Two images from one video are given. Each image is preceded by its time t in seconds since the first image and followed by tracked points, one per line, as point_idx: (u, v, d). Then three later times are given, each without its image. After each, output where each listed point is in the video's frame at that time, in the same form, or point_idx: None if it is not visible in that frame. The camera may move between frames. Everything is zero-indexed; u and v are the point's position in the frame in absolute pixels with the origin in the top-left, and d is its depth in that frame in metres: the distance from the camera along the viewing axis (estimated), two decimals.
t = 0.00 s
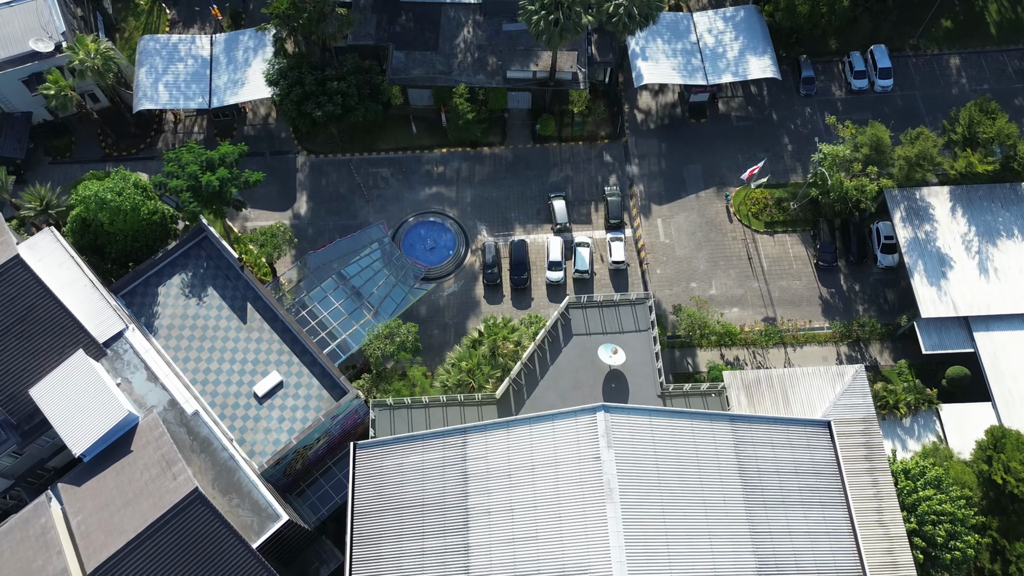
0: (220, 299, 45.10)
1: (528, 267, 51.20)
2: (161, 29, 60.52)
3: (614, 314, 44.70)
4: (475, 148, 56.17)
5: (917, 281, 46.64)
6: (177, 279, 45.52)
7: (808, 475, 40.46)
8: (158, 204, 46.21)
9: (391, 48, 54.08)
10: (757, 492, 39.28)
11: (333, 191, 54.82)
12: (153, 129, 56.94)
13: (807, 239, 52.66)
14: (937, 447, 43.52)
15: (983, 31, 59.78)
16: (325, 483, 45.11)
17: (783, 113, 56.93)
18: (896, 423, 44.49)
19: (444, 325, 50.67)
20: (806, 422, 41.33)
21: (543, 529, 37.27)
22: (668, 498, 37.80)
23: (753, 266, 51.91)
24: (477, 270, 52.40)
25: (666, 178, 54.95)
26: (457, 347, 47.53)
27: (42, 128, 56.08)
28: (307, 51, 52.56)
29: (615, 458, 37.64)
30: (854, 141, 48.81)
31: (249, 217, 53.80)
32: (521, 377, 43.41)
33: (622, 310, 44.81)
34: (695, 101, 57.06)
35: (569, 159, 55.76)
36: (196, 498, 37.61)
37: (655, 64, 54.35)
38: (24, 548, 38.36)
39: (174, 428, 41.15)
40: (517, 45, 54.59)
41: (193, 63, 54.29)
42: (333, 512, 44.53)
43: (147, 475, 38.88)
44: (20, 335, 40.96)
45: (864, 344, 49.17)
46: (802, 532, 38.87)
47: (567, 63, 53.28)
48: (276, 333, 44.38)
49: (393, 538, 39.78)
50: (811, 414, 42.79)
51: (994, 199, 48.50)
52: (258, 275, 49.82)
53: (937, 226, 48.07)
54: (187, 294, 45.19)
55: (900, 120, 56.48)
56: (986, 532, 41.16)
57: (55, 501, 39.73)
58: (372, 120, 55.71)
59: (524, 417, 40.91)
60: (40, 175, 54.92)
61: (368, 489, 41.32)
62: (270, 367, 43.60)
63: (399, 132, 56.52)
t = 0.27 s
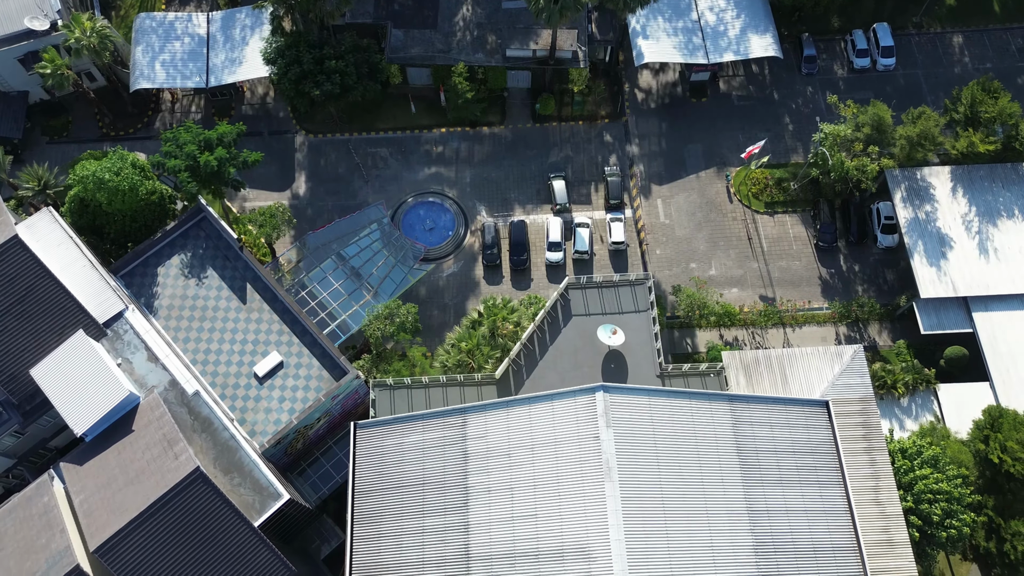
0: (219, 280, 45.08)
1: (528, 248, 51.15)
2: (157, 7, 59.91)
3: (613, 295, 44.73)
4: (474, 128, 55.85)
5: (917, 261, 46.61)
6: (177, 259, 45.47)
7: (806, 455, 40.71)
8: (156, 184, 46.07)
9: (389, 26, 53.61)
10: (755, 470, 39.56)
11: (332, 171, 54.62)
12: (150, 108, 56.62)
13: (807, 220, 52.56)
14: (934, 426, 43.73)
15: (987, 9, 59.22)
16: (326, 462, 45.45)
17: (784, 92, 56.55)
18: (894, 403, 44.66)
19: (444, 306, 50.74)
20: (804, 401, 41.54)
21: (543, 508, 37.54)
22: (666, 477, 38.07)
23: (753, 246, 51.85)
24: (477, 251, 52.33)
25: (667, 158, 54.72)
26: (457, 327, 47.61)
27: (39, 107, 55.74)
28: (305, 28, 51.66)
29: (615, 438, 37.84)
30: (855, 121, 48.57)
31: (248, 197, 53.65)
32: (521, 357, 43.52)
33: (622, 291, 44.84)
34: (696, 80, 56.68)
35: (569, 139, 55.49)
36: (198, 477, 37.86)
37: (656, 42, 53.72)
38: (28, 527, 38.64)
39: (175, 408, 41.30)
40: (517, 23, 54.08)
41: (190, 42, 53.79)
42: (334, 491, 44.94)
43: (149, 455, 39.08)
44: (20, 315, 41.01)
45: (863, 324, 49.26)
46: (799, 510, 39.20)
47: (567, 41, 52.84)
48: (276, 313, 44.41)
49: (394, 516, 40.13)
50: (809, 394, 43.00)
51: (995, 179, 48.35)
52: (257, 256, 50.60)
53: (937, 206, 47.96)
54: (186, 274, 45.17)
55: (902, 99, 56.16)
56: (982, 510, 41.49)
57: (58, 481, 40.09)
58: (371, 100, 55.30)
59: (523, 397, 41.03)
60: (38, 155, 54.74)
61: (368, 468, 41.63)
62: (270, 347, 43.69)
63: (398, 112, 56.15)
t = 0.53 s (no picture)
0: (219, 261, 45.03)
1: (528, 228, 51.06)
2: None
3: (613, 275, 44.72)
4: (474, 108, 55.52)
5: (917, 241, 46.55)
6: (176, 240, 45.40)
7: (804, 434, 40.92)
8: (155, 163, 45.97)
9: (387, 4, 53.14)
10: (753, 449, 39.80)
11: (330, 151, 54.42)
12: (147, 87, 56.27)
13: (807, 200, 52.43)
14: (932, 406, 43.89)
15: None
16: (327, 442, 45.90)
17: (785, 72, 56.18)
18: (892, 383, 44.83)
19: (444, 287, 50.80)
20: (802, 381, 41.67)
21: (542, 487, 37.78)
22: (665, 455, 38.31)
23: (752, 227, 51.76)
24: (476, 232, 52.24)
25: (667, 138, 54.48)
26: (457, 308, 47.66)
27: (34, 86, 55.36)
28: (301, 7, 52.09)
29: (614, 417, 38.00)
30: (857, 100, 48.29)
31: (246, 177, 53.49)
32: (520, 337, 43.61)
33: (621, 271, 44.80)
34: (697, 59, 56.27)
35: (569, 118, 55.20)
36: (199, 456, 38.09)
37: (657, 21, 53.04)
38: (30, 505, 38.95)
39: (176, 388, 41.46)
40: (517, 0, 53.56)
41: (187, 20, 53.17)
42: (335, 470, 45.56)
43: (150, 434, 39.26)
44: (20, 296, 41.00)
45: (862, 305, 49.31)
46: (797, 488, 39.51)
47: (567, 20, 52.39)
48: (276, 294, 44.43)
49: (395, 494, 40.45)
50: (807, 374, 43.16)
51: (996, 159, 48.17)
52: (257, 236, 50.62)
53: (938, 186, 47.83)
54: (185, 255, 45.12)
55: (904, 78, 55.78)
56: (978, 489, 41.76)
57: (60, 460, 40.45)
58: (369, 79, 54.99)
59: (523, 377, 41.13)
60: (34, 135, 54.49)
61: (369, 447, 41.89)
62: (270, 328, 43.76)
63: (397, 91, 55.79)
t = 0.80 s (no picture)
0: (218, 243, 44.95)
1: (527, 210, 50.96)
2: None
3: (612, 257, 44.62)
4: (473, 88, 55.16)
5: (917, 223, 46.47)
6: (175, 221, 45.30)
7: (802, 414, 41.09)
8: (152, 145, 46.03)
9: None
10: (752, 430, 39.97)
11: (329, 131, 54.18)
12: (144, 67, 55.93)
13: (808, 181, 52.28)
14: (930, 386, 44.03)
15: None
16: (327, 422, 46.23)
17: (787, 51, 55.76)
18: (890, 364, 44.97)
19: (443, 269, 50.82)
20: (801, 362, 41.76)
21: (541, 467, 37.97)
22: (664, 435, 38.50)
23: (753, 208, 51.64)
24: (476, 213, 52.12)
25: (668, 119, 54.19)
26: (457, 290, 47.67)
27: (31, 66, 54.95)
28: None
29: (613, 398, 38.06)
30: (859, 80, 47.98)
31: (245, 158, 53.29)
32: (520, 319, 43.65)
33: (621, 253, 44.70)
34: (698, 38, 55.81)
35: (569, 99, 54.87)
36: (201, 437, 38.28)
37: None
38: (34, 484, 39.23)
39: (177, 369, 41.56)
40: None
41: None
42: (336, 450, 45.88)
43: (151, 415, 39.41)
44: (20, 277, 40.99)
45: (861, 287, 49.38)
46: (795, 468, 39.76)
47: None
48: (275, 275, 44.40)
49: (395, 475, 40.71)
50: (806, 355, 43.23)
51: (998, 140, 47.95)
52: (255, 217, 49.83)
53: (940, 167, 47.64)
54: (185, 236, 45.04)
55: (907, 58, 55.37)
56: (975, 469, 42.04)
57: (62, 440, 40.74)
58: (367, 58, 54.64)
59: (522, 358, 41.18)
60: (32, 115, 54.24)
61: (369, 428, 42.08)
62: (270, 309, 43.78)
63: (396, 71, 55.41)
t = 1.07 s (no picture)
0: (217, 225, 44.86)
1: (527, 192, 50.84)
2: None
3: (612, 239, 44.53)
4: (472, 69, 54.84)
5: (917, 204, 46.40)
6: (173, 204, 45.18)
7: (800, 396, 41.23)
8: (149, 126, 45.58)
9: None
10: (750, 411, 40.11)
11: (328, 113, 53.91)
12: (140, 48, 55.57)
13: (809, 163, 52.11)
14: (928, 368, 44.15)
15: None
16: (328, 404, 46.44)
17: (789, 32, 55.38)
18: (889, 346, 45.06)
19: (443, 251, 50.79)
20: (800, 344, 41.84)
21: (541, 448, 38.14)
22: (663, 416, 38.65)
23: (753, 190, 51.51)
24: (475, 196, 52.00)
25: (668, 100, 53.91)
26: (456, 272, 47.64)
27: (27, 47, 54.52)
28: None
29: (612, 380, 38.17)
30: (861, 61, 47.74)
31: (243, 140, 53.07)
32: (520, 301, 43.65)
33: (621, 235, 44.60)
34: (700, 18, 55.39)
35: (569, 80, 54.55)
36: (202, 418, 38.43)
37: None
38: (36, 466, 39.42)
39: (177, 352, 41.67)
40: None
41: None
42: (337, 432, 46.07)
43: (152, 397, 39.53)
44: (19, 259, 40.91)
45: (861, 269, 49.37)
46: (793, 450, 39.94)
47: None
48: (275, 258, 44.38)
49: (395, 456, 40.92)
50: (805, 337, 43.31)
51: (1000, 121, 47.73)
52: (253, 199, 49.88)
53: (941, 148, 47.47)
54: (184, 219, 44.95)
55: (909, 39, 55.00)
56: (973, 451, 42.24)
57: (65, 423, 41.15)
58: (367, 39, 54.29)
59: (522, 341, 41.20)
60: (29, 97, 53.91)
61: (369, 410, 42.25)
62: (270, 292, 43.78)
63: (395, 52, 55.05)
